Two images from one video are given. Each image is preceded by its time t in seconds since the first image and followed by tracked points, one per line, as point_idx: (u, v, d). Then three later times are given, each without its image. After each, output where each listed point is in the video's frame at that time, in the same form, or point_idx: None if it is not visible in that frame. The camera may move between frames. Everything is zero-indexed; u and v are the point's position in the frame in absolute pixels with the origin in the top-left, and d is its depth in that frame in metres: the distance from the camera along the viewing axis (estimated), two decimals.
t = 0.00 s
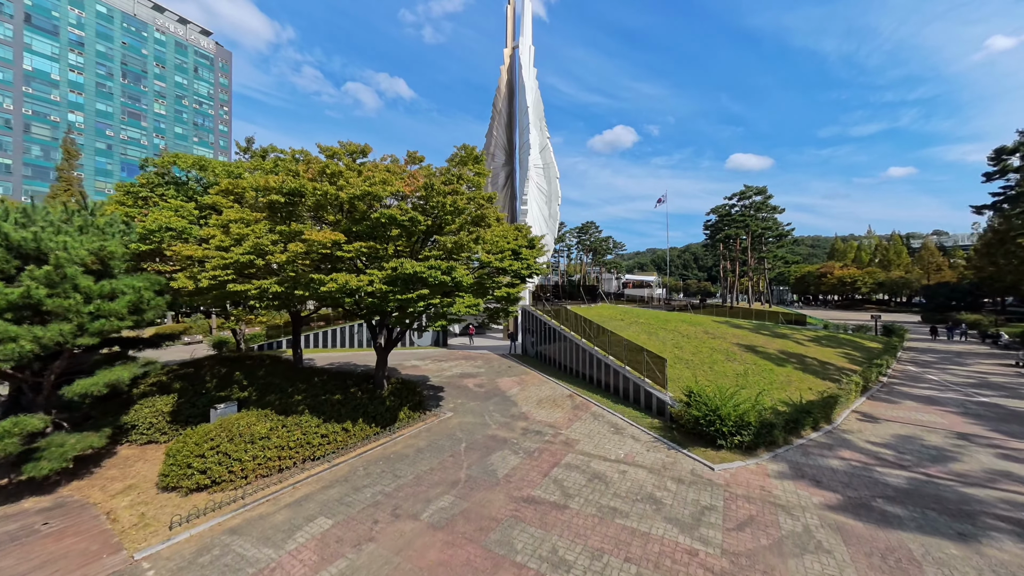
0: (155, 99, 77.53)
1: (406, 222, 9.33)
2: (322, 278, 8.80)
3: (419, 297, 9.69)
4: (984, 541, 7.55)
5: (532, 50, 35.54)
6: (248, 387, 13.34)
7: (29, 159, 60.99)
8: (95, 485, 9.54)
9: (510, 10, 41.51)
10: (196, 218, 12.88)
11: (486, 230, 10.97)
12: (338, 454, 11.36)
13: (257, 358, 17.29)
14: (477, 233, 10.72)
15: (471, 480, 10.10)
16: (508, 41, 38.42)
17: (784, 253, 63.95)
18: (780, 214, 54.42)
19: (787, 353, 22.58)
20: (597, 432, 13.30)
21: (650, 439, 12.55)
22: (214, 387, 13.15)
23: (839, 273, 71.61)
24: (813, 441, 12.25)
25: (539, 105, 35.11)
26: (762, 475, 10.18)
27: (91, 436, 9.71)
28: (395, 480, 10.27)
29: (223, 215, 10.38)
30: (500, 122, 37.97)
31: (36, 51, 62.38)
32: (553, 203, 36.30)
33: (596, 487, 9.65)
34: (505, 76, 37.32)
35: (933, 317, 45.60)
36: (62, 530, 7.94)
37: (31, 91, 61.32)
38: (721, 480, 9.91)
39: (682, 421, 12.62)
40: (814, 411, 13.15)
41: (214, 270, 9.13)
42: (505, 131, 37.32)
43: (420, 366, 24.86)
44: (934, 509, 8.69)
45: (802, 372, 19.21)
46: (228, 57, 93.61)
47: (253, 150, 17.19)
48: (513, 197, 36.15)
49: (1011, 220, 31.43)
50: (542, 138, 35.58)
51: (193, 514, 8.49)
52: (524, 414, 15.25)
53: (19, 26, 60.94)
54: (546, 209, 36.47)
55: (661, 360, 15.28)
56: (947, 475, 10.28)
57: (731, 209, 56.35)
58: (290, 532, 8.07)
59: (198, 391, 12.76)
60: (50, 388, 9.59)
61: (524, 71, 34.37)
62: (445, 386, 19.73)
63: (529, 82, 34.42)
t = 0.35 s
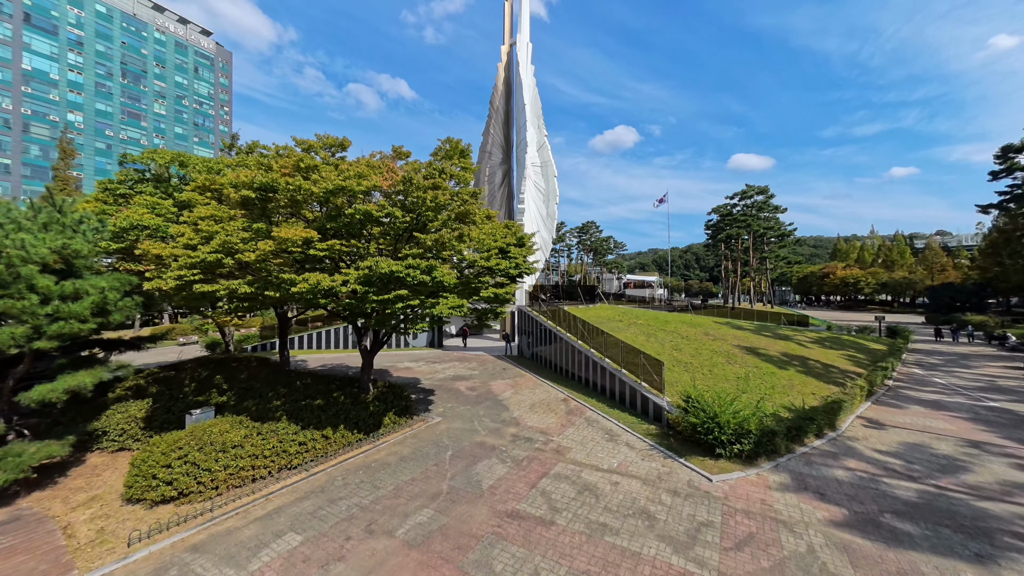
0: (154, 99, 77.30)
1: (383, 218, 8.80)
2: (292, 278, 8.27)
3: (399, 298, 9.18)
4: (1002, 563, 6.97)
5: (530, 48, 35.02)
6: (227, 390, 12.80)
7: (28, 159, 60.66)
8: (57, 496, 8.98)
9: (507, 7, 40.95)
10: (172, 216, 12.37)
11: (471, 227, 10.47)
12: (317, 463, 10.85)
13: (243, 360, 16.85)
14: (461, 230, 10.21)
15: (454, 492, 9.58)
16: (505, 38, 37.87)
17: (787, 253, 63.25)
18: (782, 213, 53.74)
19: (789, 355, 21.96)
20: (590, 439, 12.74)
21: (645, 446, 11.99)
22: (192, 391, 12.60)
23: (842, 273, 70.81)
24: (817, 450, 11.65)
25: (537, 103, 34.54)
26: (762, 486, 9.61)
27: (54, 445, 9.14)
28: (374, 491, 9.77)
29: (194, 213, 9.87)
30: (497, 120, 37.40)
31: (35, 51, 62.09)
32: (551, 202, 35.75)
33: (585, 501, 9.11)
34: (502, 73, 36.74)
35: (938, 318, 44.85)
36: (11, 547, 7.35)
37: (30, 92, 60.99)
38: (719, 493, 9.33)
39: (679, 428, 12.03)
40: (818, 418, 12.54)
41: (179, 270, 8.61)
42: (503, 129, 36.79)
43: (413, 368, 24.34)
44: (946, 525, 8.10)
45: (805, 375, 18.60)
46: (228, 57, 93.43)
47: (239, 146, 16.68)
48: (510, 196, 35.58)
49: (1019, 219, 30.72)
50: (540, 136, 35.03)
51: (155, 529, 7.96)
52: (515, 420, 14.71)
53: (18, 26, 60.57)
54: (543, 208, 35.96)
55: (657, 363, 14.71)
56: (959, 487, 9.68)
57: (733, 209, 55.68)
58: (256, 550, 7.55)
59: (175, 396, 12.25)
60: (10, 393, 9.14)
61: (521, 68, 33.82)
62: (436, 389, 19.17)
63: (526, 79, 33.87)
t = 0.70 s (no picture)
0: (153, 98, 76.86)
1: (354, 211, 8.18)
2: (254, 276, 7.65)
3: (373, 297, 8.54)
4: None
5: (527, 43, 34.40)
6: (201, 394, 12.20)
7: (25, 159, 60.09)
8: (6, 510, 8.36)
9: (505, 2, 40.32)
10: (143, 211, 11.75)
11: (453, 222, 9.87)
12: (291, 472, 10.24)
13: (224, 362, 16.27)
14: (442, 225, 9.61)
15: (432, 505, 8.95)
16: (502, 34, 37.28)
17: (789, 253, 62.47)
18: (785, 212, 52.95)
19: (791, 357, 21.26)
20: (582, 446, 12.09)
21: (640, 454, 11.36)
22: (164, 395, 11.99)
23: (845, 273, 69.94)
24: (822, 459, 10.97)
25: (534, 99, 33.89)
26: (764, 500, 8.94)
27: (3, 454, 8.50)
28: (348, 504, 9.15)
29: (156, 207, 9.25)
30: (494, 117, 36.76)
31: (33, 50, 61.52)
32: (548, 200, 35.11)
33: (572, 515, 8.48)
34: (499, 69, 36.13)
35: (943, 319, 44.01)
36: None
37: (27, 91, 60.41)
38: (717, 507, 8.67)
39: (676, 435, 11.37)
40: (823, 425, 11.87)
41: (135, 267, 8.00)
42: (500, 126, 36.17)
43: (405, 370, 23.70)
44: (965, 545, 7.42)
45: (808, 378, 17.92)
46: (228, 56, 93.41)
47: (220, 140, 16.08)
48: (507, 194, 34.93)
49: None
50: (537, 134, 34.43)
51: (106, 547, 7.36)
52: (505, 425, 14.07)
53: (15, 25, 59.79)
54: (540, 206, 35.36)
55: (654, 366, 14.05)
56: (976, 501, 8.99)
57: (734, 208, 54.93)
58: (211, 571, 6.94)
59: (146, 401, 11.65)
60: None
61: (518, 64, 33.19)
62: (426, 392, 18.53)
63: (523, 75, 33.25)
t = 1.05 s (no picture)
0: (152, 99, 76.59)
1: (328, 208, 7.75)
2: (221, 276, 7.23)
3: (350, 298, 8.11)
4: None
5: (525, 41, 33.97)
6: (180, 399, 11.79)
7: (25, 159, 59.71)
8: None
9: None
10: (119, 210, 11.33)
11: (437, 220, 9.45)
12: (269, 480, 9.83)
13: (209, 365, 15.88)
14: (425, 223, 9.19)
15: (413, 517, 8.51)
16: (500, 31, 36.83)
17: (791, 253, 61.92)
18: (787, 212, 52.31)
19: (793, 359, 20.75)
20: (575, 452, 11.64)
21: (634, 462, 10.91)
22: (141, 401, 11.60)
23: (847, 273, 69.25)
24: (824, 467, 10.50)
25: (531, 97, 33.42)
26: (762, 512, 8.49)
27: None
28: (326, 515, 8.72)
29: (125, 204, 8.83)
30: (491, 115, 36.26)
31: (31, 49, 61.10)
32: (546, 200, 34.67)
33: (560, 528, 8.02)
34: (496, 67, 35.65)
35: (947, 320, 43.38)
36: None
37: (26, 91, 59.95)
38: (713, 520, 8.21)
39: (672, 442, 10.90)
40: (825, 431, 11.40)
41: (96, 267, 7.59)
42: (497, 125, 35.74)
43: (399, 372, 23.27)
44: (978, 563, 6.95)
45: (810, 380, 17.44)
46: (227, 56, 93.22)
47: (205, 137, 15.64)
48: (504, 193, 34.48)
49: None
50: (535, 132, 34.02)
51: (63, 563, 6.94)
52: (496, 430, 13.60)
53: (14, 25, 59.42)
54: (538, 205, 34.94)
55: (650, 370, 13.60)
56: (988, 513, 8.50)
57: (736, 207, 54.37)
58: None
59: (121, 406, 11.27)
60: None
61: (515, 61, 32.74)
62: (418, 395, 18.07)
63: (521, 73, 32.84)
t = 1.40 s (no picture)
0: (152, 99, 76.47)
1: (309, 204, 7.43)
2: (195, 275, 6.91)
3: (333, 298, 7.76)
4: None
5: (523, 38, 33.62)
6: (165, 402, 11.49)
7: (25, 159, 59.50)
8: None
9: None
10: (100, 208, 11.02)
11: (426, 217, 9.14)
12: (253, 486, 9.52)
13: (199, 366, 15.58)
14: (412, 220, 8.86)
15: (400, 526, 8.19)
16: (498, 29, 36.53)
17: (793, 253, 61.50)
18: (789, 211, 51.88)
19: (794, 360, 20.39)
20: (569, 457, 11.31)
21: (631, 466, 10.61)
22: (125, 403, 11.28)
23: (849, 273, 68.74)
24: (827, 473, 10.16)
25: (529, 95, 33.10)
26: (763, 521, 8.15)
27: None
28: (309, 524, 8.40)
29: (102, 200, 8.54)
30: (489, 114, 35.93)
31: (31, 49, 60.91)
32: (545, 199, 34.29)
33: (552, 538, 7.69)
34: (494, 65, 35.34)
35: (950, 320, 42.90)
36: None
37: (26, 91, 59.72)
38: (711, 529, 7.89)
39: (670, 446, 10.57)
40: (828, 435, 11.04)
41: (68, 265, 7.30)
42: (496, 123, 35.39)
43: (395, 373, 22.97)
44: None
45: (812, 382, 17.09)
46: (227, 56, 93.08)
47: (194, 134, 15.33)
48: (503, 192, 34.17)
49: None
50: (534, 131, 33.70)
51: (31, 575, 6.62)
52: (490, 433, 13.28)
53: (13, 25, 59.30)
54: (537, 204, 34.63)
55: (648, 371, 13.28)
56: (999, 523, 8.15)
57: (737, 206, 53.96)
58: None
59: (104, 409, 10.96)
60: None
61: (513, 59, 32.43)
62: (413, 397, 17.76)
63: (519, 71, 32.51)
